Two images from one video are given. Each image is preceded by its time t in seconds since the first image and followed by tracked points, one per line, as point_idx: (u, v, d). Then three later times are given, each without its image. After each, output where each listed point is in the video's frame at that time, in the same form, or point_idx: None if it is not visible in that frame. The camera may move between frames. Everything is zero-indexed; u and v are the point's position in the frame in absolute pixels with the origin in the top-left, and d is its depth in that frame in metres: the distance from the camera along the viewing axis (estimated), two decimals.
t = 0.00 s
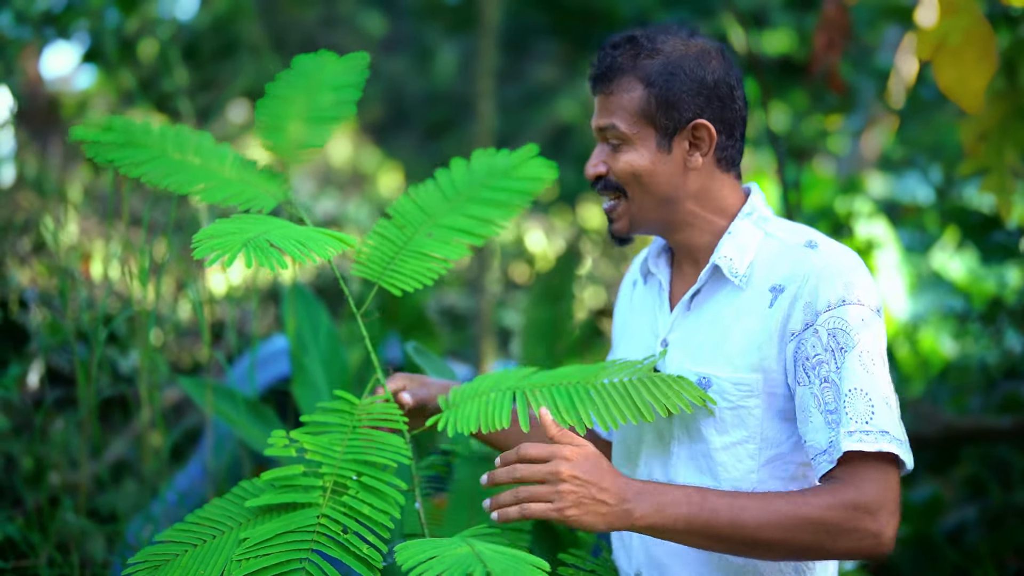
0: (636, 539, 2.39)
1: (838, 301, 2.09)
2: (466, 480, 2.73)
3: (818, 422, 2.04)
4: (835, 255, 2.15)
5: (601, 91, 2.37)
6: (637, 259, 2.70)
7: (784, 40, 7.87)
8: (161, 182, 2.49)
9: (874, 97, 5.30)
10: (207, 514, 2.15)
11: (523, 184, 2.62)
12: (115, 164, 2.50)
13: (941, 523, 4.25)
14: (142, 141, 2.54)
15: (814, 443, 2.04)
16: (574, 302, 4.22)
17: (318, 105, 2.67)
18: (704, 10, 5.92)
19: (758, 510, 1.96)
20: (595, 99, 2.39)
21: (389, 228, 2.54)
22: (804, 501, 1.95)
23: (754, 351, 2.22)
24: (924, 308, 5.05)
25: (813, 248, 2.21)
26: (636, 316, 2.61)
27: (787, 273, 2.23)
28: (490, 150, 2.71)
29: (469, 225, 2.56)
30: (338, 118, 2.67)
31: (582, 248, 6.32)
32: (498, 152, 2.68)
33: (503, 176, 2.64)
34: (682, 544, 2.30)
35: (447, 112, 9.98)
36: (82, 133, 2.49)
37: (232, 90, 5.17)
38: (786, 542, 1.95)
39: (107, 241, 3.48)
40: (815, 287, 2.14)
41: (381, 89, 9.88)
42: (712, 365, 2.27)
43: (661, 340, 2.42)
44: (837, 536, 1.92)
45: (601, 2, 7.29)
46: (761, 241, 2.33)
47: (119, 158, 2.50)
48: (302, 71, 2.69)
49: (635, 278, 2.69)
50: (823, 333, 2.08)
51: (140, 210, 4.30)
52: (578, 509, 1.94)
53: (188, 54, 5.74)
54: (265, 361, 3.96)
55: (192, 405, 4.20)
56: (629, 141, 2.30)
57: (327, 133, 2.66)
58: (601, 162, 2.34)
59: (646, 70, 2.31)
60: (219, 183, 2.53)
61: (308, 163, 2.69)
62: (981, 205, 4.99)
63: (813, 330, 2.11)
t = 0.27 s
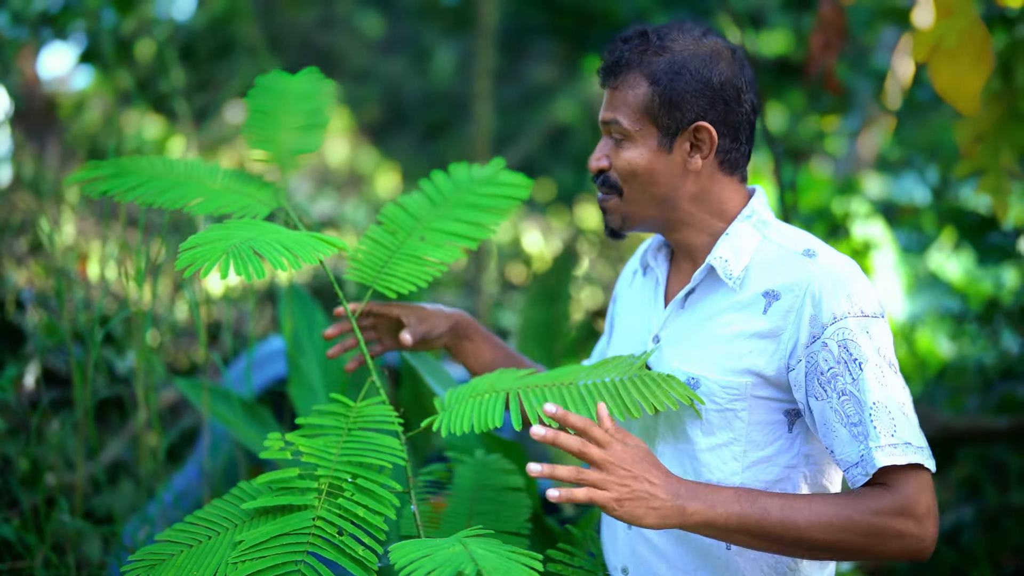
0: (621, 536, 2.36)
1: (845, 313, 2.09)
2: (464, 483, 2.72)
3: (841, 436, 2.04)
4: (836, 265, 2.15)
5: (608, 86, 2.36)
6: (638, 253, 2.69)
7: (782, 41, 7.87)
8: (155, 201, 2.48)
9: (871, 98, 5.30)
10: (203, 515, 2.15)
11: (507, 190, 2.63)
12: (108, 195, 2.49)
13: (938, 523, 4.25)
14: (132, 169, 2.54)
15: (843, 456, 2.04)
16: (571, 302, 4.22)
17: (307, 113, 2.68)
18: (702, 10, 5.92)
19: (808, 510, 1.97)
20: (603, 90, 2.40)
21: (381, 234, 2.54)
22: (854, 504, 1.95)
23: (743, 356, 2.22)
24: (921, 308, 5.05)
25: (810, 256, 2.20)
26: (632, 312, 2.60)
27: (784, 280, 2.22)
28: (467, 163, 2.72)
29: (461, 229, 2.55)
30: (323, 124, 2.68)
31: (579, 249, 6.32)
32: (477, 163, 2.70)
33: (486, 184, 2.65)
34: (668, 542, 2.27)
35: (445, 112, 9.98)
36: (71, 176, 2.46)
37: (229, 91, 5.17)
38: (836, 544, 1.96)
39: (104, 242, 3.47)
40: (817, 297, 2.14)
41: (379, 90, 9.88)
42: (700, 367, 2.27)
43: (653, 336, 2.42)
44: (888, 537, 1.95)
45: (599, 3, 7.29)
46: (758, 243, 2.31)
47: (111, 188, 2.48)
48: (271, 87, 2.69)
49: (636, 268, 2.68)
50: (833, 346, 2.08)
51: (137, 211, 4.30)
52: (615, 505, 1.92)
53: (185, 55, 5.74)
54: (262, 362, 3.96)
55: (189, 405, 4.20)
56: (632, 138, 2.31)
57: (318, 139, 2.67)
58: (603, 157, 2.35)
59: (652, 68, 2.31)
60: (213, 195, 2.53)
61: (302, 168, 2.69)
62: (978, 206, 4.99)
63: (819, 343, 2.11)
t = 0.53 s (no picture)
0: (625, 538, 2.35)
1: (849, 307, 2.09)
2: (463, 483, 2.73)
3: (828, 427, 2.04)
4: (839, 262, 2.16)
5: (657, 77, 2.27)
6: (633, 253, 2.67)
7: (782, 41, 7.88)
8: (156, 197, 2.48)
9: (871, 98, 5.30)
10: (202, 516, 2.15)
11: (513, 184, 2.63)
12: (110, 188, 2.49)
13: (937, 524, 4.25)
14: (134, 162, 2.54)
15: (826, 445, 2.05)
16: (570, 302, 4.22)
17: (310, 111, 2.68)
18: (701, 10, 5.92)
19: (807, 471, 1.97)
20: (632, 89, 2.30)
21: (383, 231, 2.55)
22: (852, 481, 1.97)
23: (756, 353, 2.21)
24: (921, 309, 5.05)
25: (816, 251, 2.21)
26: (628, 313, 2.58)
27: (790, 277, 2.22)
28: (473, 156, 2.72)
29: (464, 226, 2.56)
30: (325, 121, 2.67)
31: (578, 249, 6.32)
32: (482, 156, 2.69)
33: (491, 178, 2.65)
34: (672, 545, 2.26)
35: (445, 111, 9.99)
36: (76, 166, 2.46)
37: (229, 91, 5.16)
38: (816, 514, 1.97)
39: (103, 242, 3.47)
40: (820, 292, 2.14)
41: (379, 89, 9.87)
42: (709, 365, 2.25)
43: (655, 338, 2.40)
44: (865, 525, 1.97)
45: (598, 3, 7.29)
46: (763, 243, 2.33)
47: (113, 181, 2.49)
48: (278, 82, 2.69)
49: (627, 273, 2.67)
50: (833, 339, 2.08)
51: (136, 210, 4.30)
52: (629, 405, 1.88)
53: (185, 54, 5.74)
54: (261, 361, 3.97)
55: (188, 405, 4.20)
56: (698, 132, 2.26)
57: (320, 137, 2.66)
58: (657, 154, 2.26)
59: (713, 62, 2.29)
60: (214, 193, 2.53)
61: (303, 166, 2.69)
62: (977, 206, 4.99)
63: (821, 336, 2.11)
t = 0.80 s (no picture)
0: (633, 538, 2.29)
1: (865, 302, 2.10)
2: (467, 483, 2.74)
3: (857, 420, 2.04)
4: (853, 258, 2.17)
5: (701, 63, 2.30)
6: (622, 259, 2.63)
7: (783, 41, 7.88)
8: (161, 185, 2.50)
9: (873, 98, 5.30)
10: (205, 513, 2.15)
11: (523, 186, 2.63)
12: (118, 170, 2.52)
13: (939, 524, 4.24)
14: (142, 148, 2.57)
15: (855, 440, 2.05)
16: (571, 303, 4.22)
17: (317, 106, 2.67)
18: (703, 10, 5.92)
19: (850, 469, 1.99)
20: (669, 73, 2.31)
21: (389, 230, 2.55)
22: (890, 473, 2.00)
23: (770, 347, 2.19)
24: (922, 309, 5.04)
25: (824, 249, 2.23)
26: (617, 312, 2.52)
27: (801, 273, 2.23)
28: (488, 158, 2.73)
29: (470, 227, 2.56)
30: (333, 117, 2.67)
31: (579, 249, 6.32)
32: (498, 157, 2.71)
33: (502, 179, 2.66)
34: (685, 544, 2.23)
35: (446, 111, 9.99)
36: (85, 144, 2.50)
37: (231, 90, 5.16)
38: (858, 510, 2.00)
39: (104, 241, 3.47)
40: (836, 286, 2.15)
41: (381, 89, 9.87)
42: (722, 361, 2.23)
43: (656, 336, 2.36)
44: (905, 513, 2.01)
45: (600, 3, 7.29)
46: (765, 242, 2.33)
47: (120, 165, 2.51)
48: (297, 71, 2.69)
49: (610, 278, 2.62)
50: (853, 333, 2.09)
51: (138, 210, 4.30)
52: (705, 411, 1.88)
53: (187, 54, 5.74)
54: (262, 361, 3.97)
55: (189, 405, 4.20)
56: (737, 119, 2.30)
57: (326, 133, 2.67)
58: (704, 136, 2.27)
59: (746, 56, 2.36)
60: (218, 184, 2.53)
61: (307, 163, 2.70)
62: (979, 207, 4.99)
63: (839, 330, 2.11)
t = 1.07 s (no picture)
0: (656, 541, 2.28)
1: (889, 296, 2.16)
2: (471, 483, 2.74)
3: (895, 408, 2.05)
4: (872, 254, 2.23)
5: (709, 64, 2.31)
6: (621, 262, 2.59)
7: (786, 41, 7.88)
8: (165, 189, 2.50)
9: (875, 99, 5.30)
10: (211, 513, 2.16)
11: (526, 184, 2.63)
12: (121, 176, 2.52)
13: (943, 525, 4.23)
14: (145, 152, 2.57)
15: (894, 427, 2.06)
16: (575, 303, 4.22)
17: (318, 107, 2.68)
18: (706, 10, 5.92)
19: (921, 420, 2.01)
20: (677, 74, 2.31)
21: (395, 231, 2.56)
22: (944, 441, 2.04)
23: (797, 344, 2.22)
24: (926, 309, 5.04)
25: (841, 247, 2.28)
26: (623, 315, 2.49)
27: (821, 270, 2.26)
28: (489, 154, 2.72)
29: (475, 226, 2.56)
30: (335, 118, 2.68)
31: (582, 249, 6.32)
32: (498, 154, 2.70)
33: (505, 177, 2.65)
34: (712, 544, 2.23)
35: (449, 112, 9.99)
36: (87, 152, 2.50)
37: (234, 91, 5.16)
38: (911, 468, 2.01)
39: (108, 242, 3.48)
40: (860, 280, 2.19)
41: (383, 90, 9.87)
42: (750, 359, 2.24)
43: (674, 338, 2.34)
44: (947, 483, 2.05)
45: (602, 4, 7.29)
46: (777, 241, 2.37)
47: (123, 170, 2.52)
48: (293, 73, 2.70)
49: (609, 281, 2.58)
50: (881, 326, 2.14)
51: (141, 211, 4.31)
52: (818, 292, 1.92)
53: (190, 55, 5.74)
54: (266, 361, 3.97)
55: (193, 405, 4.20)
56: (744, 119, 2.31)
57: (329, 134, 2.68)
58: (712, 137, 2.27)
59: (752, 56, 2.37)
60: (222, 187, 2.54)
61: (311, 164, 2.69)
62: (982, 207, 4.99)
63: (866, 325, 2.16)
